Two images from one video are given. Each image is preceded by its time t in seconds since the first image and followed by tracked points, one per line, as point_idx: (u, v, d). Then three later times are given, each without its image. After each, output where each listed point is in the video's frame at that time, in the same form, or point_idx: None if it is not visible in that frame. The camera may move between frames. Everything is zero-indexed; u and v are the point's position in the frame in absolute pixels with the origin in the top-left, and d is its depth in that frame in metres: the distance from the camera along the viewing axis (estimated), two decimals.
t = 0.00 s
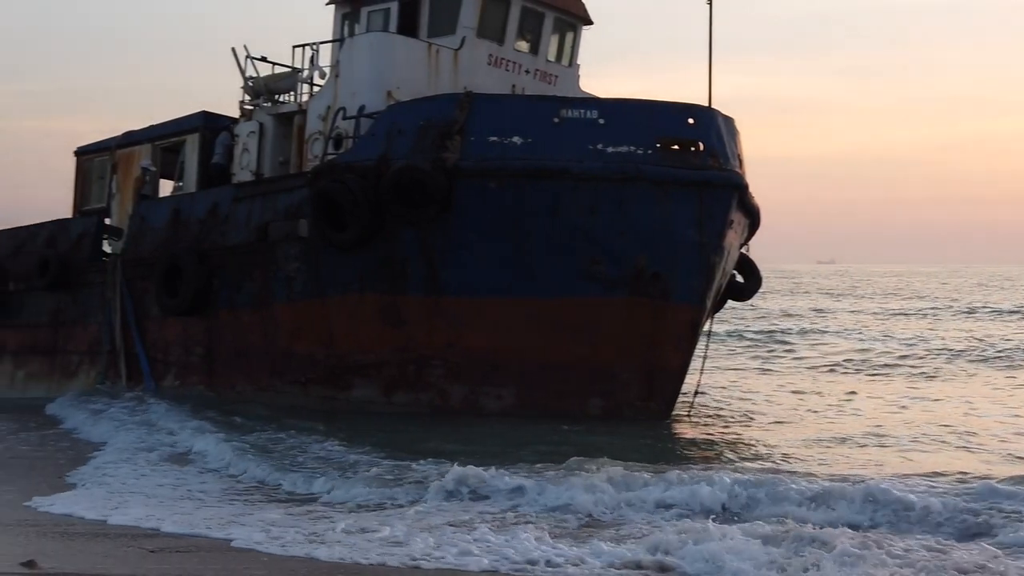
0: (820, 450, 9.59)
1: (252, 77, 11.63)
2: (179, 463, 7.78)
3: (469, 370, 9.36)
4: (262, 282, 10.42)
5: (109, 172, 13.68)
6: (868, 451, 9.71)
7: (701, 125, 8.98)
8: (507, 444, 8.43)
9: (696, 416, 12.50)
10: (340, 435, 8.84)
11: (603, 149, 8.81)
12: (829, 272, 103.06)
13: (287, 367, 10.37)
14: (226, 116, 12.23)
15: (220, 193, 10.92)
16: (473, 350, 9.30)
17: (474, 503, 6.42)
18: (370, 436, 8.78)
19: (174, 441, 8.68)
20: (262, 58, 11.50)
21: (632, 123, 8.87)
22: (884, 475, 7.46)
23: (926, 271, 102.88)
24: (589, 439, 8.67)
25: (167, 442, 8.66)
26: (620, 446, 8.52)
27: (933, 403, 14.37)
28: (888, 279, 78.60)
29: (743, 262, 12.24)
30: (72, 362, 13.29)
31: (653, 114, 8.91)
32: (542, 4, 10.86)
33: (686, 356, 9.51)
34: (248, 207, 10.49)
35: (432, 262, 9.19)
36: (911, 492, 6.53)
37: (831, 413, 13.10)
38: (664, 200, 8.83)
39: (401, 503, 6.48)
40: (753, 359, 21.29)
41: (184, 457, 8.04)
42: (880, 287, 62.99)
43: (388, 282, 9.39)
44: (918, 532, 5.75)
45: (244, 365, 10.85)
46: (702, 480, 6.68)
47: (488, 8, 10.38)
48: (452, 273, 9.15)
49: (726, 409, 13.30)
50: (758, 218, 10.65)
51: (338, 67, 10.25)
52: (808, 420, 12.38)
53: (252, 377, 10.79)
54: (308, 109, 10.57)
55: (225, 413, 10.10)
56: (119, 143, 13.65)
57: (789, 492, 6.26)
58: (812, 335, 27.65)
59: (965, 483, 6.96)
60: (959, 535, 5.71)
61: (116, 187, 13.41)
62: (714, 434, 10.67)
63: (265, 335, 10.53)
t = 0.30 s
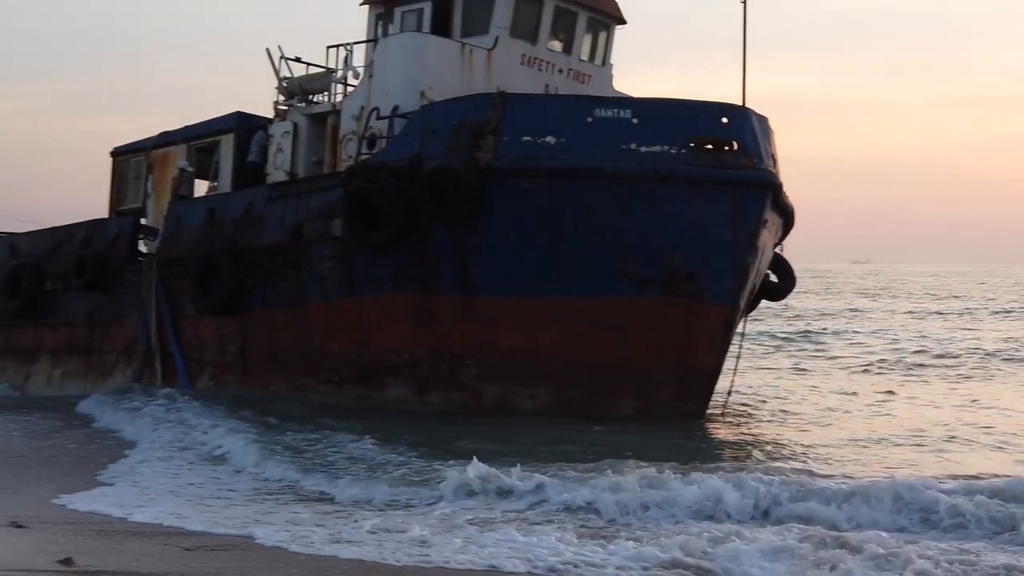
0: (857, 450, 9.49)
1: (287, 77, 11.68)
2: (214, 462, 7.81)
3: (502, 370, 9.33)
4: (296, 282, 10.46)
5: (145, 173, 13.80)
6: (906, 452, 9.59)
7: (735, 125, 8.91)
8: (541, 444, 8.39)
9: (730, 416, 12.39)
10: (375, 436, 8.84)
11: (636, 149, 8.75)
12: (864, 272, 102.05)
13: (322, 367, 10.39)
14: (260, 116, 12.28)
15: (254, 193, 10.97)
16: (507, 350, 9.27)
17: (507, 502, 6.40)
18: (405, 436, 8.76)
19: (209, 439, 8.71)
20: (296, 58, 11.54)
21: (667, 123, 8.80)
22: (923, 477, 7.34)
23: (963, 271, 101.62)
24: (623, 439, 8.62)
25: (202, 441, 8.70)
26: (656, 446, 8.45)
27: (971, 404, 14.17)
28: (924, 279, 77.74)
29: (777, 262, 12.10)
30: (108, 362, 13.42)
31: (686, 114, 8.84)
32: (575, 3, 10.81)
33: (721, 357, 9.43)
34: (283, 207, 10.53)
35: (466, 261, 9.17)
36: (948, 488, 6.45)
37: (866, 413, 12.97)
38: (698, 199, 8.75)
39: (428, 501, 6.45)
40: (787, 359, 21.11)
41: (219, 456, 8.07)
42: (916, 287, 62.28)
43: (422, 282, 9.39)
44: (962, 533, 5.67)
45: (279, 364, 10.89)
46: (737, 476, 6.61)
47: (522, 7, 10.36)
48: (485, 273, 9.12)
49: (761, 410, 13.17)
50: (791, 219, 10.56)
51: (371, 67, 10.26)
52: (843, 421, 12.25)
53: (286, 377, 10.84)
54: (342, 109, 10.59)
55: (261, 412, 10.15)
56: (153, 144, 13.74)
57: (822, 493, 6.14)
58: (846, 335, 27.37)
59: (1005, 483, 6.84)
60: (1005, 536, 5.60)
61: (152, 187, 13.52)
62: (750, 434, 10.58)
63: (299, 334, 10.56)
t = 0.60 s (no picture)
0: (894, 451, 9.36)
1: (320, 78, 11.72)
2: (247, 461, 7.85)
3: (535, 370, 9.30)
4: (329, 282, 10.49)
5: (180, 173, 13.92)
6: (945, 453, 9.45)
7: (769, 125, 8.82)
8: (574, 444, 8.35)
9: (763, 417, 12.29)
10: (408, 435, 8.84)
11: (669, 149, 8.69)
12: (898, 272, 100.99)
13: (355, 366, 10.41)
14: (294, 117, 12.32)
15: (288, 193, 11.02)
16: (539, 350, 9.23)
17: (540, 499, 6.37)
18: (437, 436, 8.74)
19: (243, 437, 8.75)
20: (330, 59, 11.58)
21: (700, 122, 8.73)
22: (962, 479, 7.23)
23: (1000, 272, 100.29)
24: (656, 440, 8.55)
25: (236, 440, 8.74)
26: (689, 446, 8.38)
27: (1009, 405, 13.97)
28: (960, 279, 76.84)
29: (811, 262, 11.97)
30: (143, 362, 13.55)
31: (720, 114, 8.76)
32: (609, 3, 10.75)
33: (755, 358, 9.33)
34: (316, 207, 10.57)
35: (498, 261, 9.14)
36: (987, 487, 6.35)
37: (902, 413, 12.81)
38: (731, 199, 8.67)
39: (462, 499, 6.41)
40: (820, 360, 20.92)
41: (253, 455, 8.10)
42: (952, 287, 61.53)
43: (455, 282, 9.37)
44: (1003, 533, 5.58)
45: (312, 364, 10.92)
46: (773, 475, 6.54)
47: (555, 7, 10.32)
48: (518, 273, 9.10)
49: (795, 411, 13.04)
50: (825, 219, 10.46)
51: (404, 68, 10.27)
52: (879, 421, 12.11)
53: (319, 376, 10.87)
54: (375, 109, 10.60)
55: (294, 411, 10.19)
56: (188, 144, 13.82)
57: (860, 494, 6.03)
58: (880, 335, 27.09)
59: None
60: None
61: (187, 188, 13.63)
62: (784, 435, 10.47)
63: (333, 334, 10.58)
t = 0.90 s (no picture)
0: (928, 452, 9.27)
1: (352, 79, 11.76)
2: (278, 459, 7.88)
3: (566, 370, 9.26)
4: (361, 282, 10.52)
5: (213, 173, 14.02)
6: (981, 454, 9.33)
7: (802, 124, 8.73)
8: (605, 444, 8.31)
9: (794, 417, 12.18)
10: (439, 435, 8.84)
11: (702, 149, 8.63)
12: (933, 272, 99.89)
13: (386, 365, 10.43)
14: (327, 117, 12.37)
15: (320, 194, 11.07)
16: (570, 350, 9.20)
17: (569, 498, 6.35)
18: (468, 436, 8.73)
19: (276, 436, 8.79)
20: (362, 59, 11.61)
21: (732, 122, 8.66)
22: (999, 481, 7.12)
23: None
24: (689, 440, 8.49)
25: (269, 438, 8.78)
26: (720, 446, 8.33)
27: None
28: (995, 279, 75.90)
29: (844, 261, 11.85)
30: (177, 362, 13.66)
31: (752, 114, 8.69)
32: (641, 2, 10.70)
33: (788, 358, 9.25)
34: (348, 207, 10.61)
35: (529, 261, 9.12)
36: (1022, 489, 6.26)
37: (936, 414, 12.67)
38: (764, 199, 8.59)
39: (493, 498, 6.40)
40: (852, 360, 20.73)
41: (285, 453, 8.13)
42: (987, 287, 60.78)
43: (486, 282, 9.36)
44: None
45: (344, 363, 10.95)
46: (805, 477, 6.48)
47: (587, 7, 10.28)
48: (549, 273, 9.07)
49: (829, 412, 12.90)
50: (859, 219, 10.37)
51: (435, 69, 10.27)
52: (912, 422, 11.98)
53: (352, 376, 10.90)
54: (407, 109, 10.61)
55: (327, 410, 10.23)
56: (221, 145, 13.91)
57: (896, 496, 5.96)
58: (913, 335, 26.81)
59: None
60: None
61: (220, 188, 13.72)
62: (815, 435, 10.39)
63: (364, 333, 10.61)
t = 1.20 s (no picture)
0: (963, 453, 9.15)
1: (383, 79, 11.79)
2: (309, 457, 7.91)
3: (597, 371, 9.22)
4: (392, 281, 10.54)
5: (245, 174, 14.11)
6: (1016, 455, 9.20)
7: (836, 123, 8.64)
8: (637, 444, 8.26)
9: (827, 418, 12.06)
10: (470, 434, 8.84)
11: (733, 149, 8.55)
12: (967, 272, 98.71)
13: (417, 365, 10.44)
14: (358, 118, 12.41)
15: (351, 194, 11.11)
16: (601, 350, 9.16)
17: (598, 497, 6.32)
18: (499, 436, 8.71)
19: (307, 434, 8.83)
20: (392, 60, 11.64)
21: (765, 121, 8.57)
22: None
23: None
24: (721, 440, 8.42)
25: (301, 437, 8.81)
26: (753, 446, 8.25)
27: None
28: None
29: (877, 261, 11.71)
30: (209, 361, 13.76)
31: (785, 113, 8.59)
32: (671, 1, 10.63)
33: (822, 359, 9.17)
34: (379, 207, 10.64)
35: (560, 261, 9.09)
36: None
37: (971, 415, 12.51)
38: (796, 198, 8.51)
39: (523, 497, 6.39)
40: (885, 360, 20.51)
41: (316, 451, 8.16)
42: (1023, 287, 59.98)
43: (517, 282, 9.35)
44: None
45: (375, 363, 10.97)
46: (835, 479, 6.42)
47: (618, 6, 10.23)
48: (580, 273, 9.03)
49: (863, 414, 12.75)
50: (892, 219, 10.27)
51: (466, 69, 10.27)
52: (947, 422, 11.84)
53: (383, 375, 10.91)
54: (438, 110, 10.62)
55: (359, 409, 10.26)
56: (253, 145, 13.99)
57: (931, 497, 5.87)
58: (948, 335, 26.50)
59: None
60: None
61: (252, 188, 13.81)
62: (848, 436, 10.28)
63: (395, 333, 10.63)
